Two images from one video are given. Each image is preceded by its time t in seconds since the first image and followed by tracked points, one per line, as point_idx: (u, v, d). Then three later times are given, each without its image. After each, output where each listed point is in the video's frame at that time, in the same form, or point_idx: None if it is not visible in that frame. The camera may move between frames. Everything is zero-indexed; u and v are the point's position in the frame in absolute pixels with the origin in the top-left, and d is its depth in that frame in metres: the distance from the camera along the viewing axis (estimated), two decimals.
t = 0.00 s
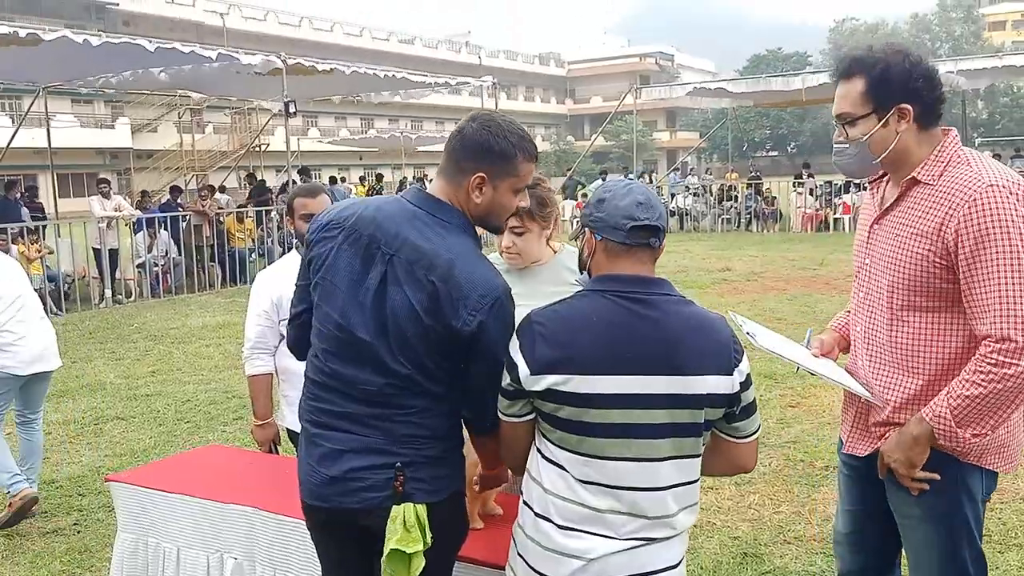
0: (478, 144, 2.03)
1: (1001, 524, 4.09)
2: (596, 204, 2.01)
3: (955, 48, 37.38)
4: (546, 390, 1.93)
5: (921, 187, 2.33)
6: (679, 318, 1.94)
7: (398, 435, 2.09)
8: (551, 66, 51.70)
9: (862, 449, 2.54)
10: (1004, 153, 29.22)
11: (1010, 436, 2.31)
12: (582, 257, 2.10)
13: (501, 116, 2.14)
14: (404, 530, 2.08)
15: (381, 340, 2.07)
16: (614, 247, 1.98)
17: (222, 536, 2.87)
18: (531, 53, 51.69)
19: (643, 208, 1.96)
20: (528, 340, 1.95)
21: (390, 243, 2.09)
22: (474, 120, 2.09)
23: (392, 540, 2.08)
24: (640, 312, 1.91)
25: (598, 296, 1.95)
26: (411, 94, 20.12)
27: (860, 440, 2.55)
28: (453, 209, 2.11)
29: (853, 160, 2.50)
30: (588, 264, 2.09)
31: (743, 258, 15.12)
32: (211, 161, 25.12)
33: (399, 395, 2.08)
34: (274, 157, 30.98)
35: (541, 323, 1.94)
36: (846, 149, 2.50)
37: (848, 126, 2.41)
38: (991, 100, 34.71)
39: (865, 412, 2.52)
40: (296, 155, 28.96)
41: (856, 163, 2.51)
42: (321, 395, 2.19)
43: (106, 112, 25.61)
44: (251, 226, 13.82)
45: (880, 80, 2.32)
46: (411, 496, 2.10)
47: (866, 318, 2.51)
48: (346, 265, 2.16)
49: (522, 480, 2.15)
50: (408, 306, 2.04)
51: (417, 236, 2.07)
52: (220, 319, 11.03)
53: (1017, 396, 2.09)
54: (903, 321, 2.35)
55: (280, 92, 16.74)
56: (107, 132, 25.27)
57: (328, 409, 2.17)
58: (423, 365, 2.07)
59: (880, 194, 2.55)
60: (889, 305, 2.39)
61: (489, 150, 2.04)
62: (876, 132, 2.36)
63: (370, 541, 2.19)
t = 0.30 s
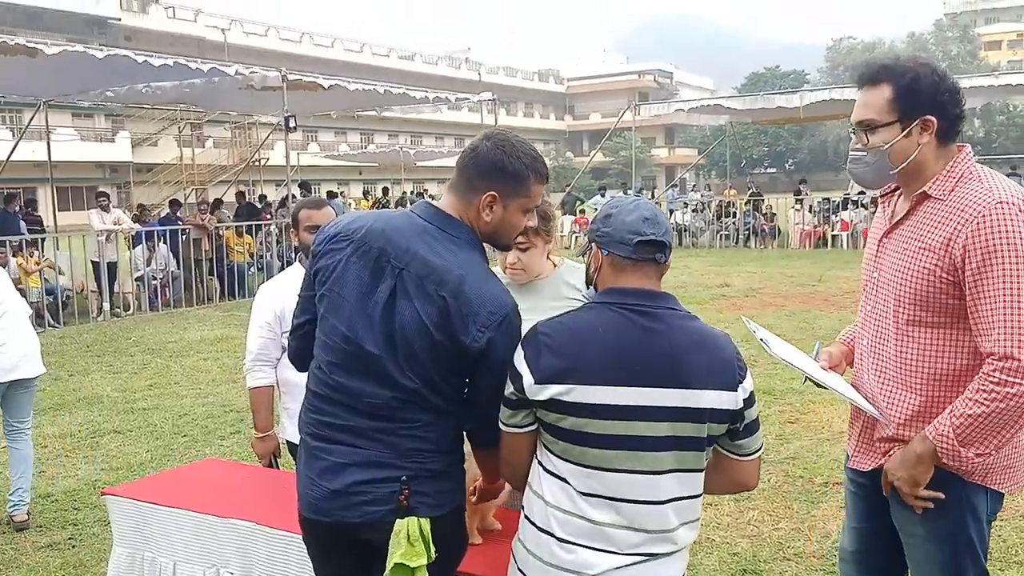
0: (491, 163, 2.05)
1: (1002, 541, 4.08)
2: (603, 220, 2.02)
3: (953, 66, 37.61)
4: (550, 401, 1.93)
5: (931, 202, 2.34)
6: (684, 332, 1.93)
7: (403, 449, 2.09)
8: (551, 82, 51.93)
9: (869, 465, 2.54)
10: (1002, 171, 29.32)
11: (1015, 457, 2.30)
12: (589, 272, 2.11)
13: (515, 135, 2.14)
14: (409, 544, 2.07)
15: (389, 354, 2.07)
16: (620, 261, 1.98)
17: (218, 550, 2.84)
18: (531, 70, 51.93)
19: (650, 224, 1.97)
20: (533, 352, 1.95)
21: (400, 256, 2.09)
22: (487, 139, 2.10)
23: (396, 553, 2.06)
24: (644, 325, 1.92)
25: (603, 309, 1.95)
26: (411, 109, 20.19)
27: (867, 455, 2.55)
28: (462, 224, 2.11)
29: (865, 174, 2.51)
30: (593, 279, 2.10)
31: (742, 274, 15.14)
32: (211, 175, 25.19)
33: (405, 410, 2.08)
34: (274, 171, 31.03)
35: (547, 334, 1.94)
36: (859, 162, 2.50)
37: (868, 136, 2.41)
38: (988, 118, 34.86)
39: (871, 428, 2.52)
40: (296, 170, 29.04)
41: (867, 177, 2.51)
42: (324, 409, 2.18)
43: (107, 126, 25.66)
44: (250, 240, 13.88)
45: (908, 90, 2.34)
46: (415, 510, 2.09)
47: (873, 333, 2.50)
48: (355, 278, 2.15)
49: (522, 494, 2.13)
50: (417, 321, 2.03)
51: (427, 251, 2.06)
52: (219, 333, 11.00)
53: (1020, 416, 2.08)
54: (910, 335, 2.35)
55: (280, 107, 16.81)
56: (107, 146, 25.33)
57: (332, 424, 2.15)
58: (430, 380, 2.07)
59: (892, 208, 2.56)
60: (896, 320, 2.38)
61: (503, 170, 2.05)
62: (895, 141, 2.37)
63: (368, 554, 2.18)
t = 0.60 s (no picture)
0: (499, 171, 2.05)
1: (1001, 549, 4.07)
2: (605, 227, 2.02)
3: (952, 76, 37.70)
4: (554, 401, 1.93)
5: (919, 210, 2.34)
6: (688, 336, 1.94)
7: (409, 455, 2.09)
8: (551, 90, 52.02)
9: (861, 472, 2.54)
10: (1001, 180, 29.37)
11: (1009, 463, 2.29)
12: (593, 279, 2.11)
13: (520, 142, 2.15)
14: (414, 550, 2.08)
15: (396, 361, 2.07)
16: (623, 267, 1.98)
17: (219, 556, 2.77)
18: (530, 78, 52.04)
19: (650, 229, 1.96)
20: (538, 352, 1.95)
21: (407, 262, 2.09)
22: (493, 146, 2.11)
23: (403, 559, 2.07)
24: (648, 328, 1.92)
25: (607, 312, 1.95)
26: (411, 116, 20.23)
27: (859, 462, 2.55)
28: (470, 231, 2.12)
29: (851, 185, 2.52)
30: (597, 284, 2.10)
31: (742, 282, 15.14)
32: (211, 181, 25.24)
33: (412, 416, 2.08)
34: (274, 178, 31.08)
35: (552, 335, 1.95)
36: (848, 173, 2.52)
37: (853, 152, 2.44)
38: (987, 127, 34.91)
39: (861, 435, 2.52)
40: (296, 177, 29.09)
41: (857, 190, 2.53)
42: (329, 415, 2.18)
43: (107, 133, 25.71)
44: (249, 247, 13.88)
45: (885, 104, 2.36)
46: (421, 516, 2.10)
47: (864, 340, 2.50)
48: (361, 284, 2.15)
49: (524, 497, 2.13)
50: (425, 328, 2.04)
51: (434, 257, 2.07)
52: (218, 340, 11.00)
53: (1009, 420, 2.07)
54: (900, 342, 2.35)
55: (280, 114, 16.85)
56: (107, 152, 25.35)
57: (339, 429, 2.15)
58: (438, 387, 2.08)
59: (881, 217, 2.57)
60: (887, 326, 2.39)
61: (511, 178, 2.05)
62: (881, 154, 2.39)
63: (371, 558, 2.17)
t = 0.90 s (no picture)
0: (497, 167, 2.06)
1: (1002, 549, 4.08)
2: (596, 227, 2.03)
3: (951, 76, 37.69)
4: (554, 398, 1.93)
5: (884, 208, 2.39)
6: (682, 331, 1.95)
7: (413, 455, 2.10)
8: (550, 91, 51.98)
9: (838, 469, 2.54)
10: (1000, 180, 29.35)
11: (984, 456, 2.29)
12: (586, 279, 2.11)
13: (515, 140, 2.16)
14: (418, 552, 2.08)
15: (397, 360, 2.07)
16: (616, 265, 1.99)
17: (219, 557, 2.68)
18: (530, 79, 52.01)
19: (642, 228, 1.97)
20: (534, 351, 1.95)
21: (405, 262, 2.09)
22: (487, 144, 2.12)
23: (407, 561, 2.07)
24: (643, 324, 1.93)
25: (602, 309, 1.96)
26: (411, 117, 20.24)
27: (836, 460, 2.55)
28: (468, 230, 2.13)
29: (817, 192, 2.58)
30: (589, 284, 2.10)
31: (742, 283, 15.13)
32: (211, 182, 25.26)
33: (414, 416, 2.09)
34: (274, 179, 31.08)
35: (548, 333, 1.95)
36: (814, 180, 2.57)
37: (816, 160, 2.49)
38: (987, 128, 34.89)
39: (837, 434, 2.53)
40: (296, 177, 29.10)
41: (824, 197, 2.58)
42: (332, 417, 2.18)
43: (107, 134, 25.71)
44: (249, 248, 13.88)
45: (840, 112, 2.41)
46: (424, 517, 2.10)
47: (836, 340, 2.53)
48: (358, 285, 2.14)
49: (523, 498, 2.12)
50: (425, 326, 2.04)
51: (431, 255, 2.07)
52: (218, 341, 11.00)
53: (978, 405, 2.09)
54: (870, 337, 2.38)
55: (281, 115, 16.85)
56: (107, 153, 25.35)
57: (342, 432, 2.15)
58: (439, 386, 2.08)
59: (848, 220, 2.61)
60: (857, 324, 2.42)
61: (508, 175, 2.06)
62: (842, 160, 2.44)
63: (374, 559, 2.17)
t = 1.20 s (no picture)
0: (491, 146, 2.07)
1: None
2: (595, 220, 2.02)
3: (969, 67, 37.30)
4: (571, 393, 1.90)
5: (866, 189, 2.46)
6: (691, 320, 1.94)
7: (427, 444, 2.10)
8: (564, 84, 51.82)
9: (828, 448, 2.56)
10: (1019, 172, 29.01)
11: (965, 430, 2.36)
12: (587, 274, 2.10)
13: (509, 117, 2.17)
14: (431, 540, 2.08)
15: (406, 348, 2.09)
16: (617, 256, 1.98)
17: (242, 547, 2.69)
18: (543, 72, 51.85)
19: (640, 219, 1.97)
20: (547, 350, 1.92)
21: (410, 251, 2.11)
22: (480, 123, 2.14)
23: (420, 549, 2.08)
24: (652, 314, 1.92)
25: (612, 302, 1.94)
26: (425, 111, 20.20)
27: (825, 440, 2.57)
28: (471, 213, 2.14)
29: (804, 180, 2.64)
30: (592, 279, 2.09)
31: (758, 276, 15.05)
32: (227, 177, 25.36)
33: (426, 404, 2.09)
34: (289, 174, 31.16)
35: (560, 328, 1.92)
36: (799, 168, 2.63)
37: (800, 148, 2.55)
38: (1006, 119, 34.49)
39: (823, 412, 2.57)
40: (311, 172, 29.15)
41: (811, 183, 2.64)
42: (348, 408, 2.20)
43: (122, 129, 25.83)
44: (265, 242, 13.92)
45: (822, 101, 2.48)
46: (438, 506, 2.10)
47: (819, 320, 2.58)
48: (365, 277, 2.17)
49: (540, 490, 2.08)
50: (433, 313, 2.05)
51: (435, 242, 2.09)
52: (236, 334, 11.05)
53: (958, 367, 2.15)
54: (853, 313, 2.43)
55: (295, 109, 16.90)
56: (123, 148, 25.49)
57: (358, 421, 2.17)
58: (449, 371, 2.08)
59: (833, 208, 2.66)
60: (840, 300, 2.47)
61: (506, 153, 2.08)
62: (826, 146, 2.50)
63: (390, 547, 2.18)
